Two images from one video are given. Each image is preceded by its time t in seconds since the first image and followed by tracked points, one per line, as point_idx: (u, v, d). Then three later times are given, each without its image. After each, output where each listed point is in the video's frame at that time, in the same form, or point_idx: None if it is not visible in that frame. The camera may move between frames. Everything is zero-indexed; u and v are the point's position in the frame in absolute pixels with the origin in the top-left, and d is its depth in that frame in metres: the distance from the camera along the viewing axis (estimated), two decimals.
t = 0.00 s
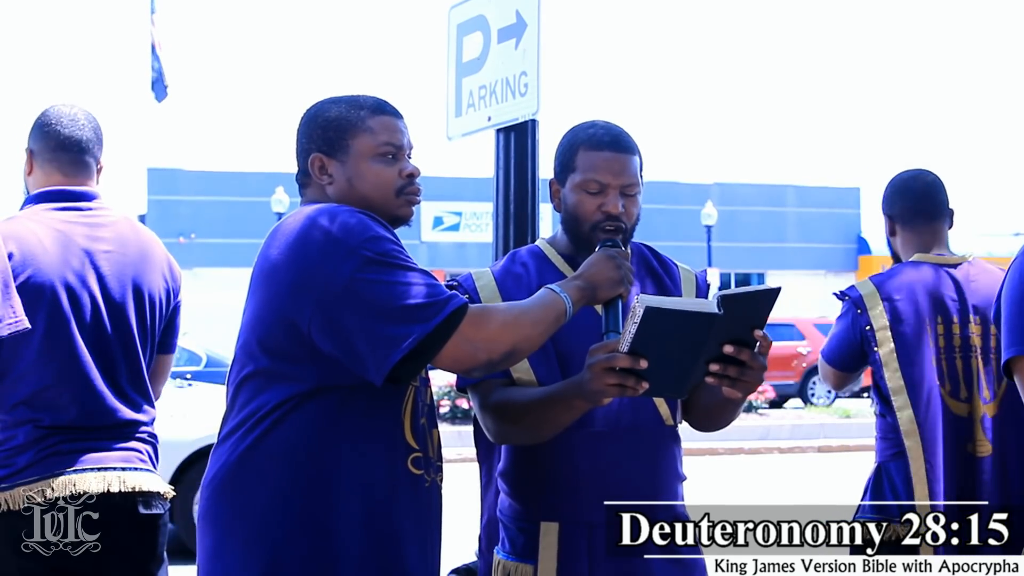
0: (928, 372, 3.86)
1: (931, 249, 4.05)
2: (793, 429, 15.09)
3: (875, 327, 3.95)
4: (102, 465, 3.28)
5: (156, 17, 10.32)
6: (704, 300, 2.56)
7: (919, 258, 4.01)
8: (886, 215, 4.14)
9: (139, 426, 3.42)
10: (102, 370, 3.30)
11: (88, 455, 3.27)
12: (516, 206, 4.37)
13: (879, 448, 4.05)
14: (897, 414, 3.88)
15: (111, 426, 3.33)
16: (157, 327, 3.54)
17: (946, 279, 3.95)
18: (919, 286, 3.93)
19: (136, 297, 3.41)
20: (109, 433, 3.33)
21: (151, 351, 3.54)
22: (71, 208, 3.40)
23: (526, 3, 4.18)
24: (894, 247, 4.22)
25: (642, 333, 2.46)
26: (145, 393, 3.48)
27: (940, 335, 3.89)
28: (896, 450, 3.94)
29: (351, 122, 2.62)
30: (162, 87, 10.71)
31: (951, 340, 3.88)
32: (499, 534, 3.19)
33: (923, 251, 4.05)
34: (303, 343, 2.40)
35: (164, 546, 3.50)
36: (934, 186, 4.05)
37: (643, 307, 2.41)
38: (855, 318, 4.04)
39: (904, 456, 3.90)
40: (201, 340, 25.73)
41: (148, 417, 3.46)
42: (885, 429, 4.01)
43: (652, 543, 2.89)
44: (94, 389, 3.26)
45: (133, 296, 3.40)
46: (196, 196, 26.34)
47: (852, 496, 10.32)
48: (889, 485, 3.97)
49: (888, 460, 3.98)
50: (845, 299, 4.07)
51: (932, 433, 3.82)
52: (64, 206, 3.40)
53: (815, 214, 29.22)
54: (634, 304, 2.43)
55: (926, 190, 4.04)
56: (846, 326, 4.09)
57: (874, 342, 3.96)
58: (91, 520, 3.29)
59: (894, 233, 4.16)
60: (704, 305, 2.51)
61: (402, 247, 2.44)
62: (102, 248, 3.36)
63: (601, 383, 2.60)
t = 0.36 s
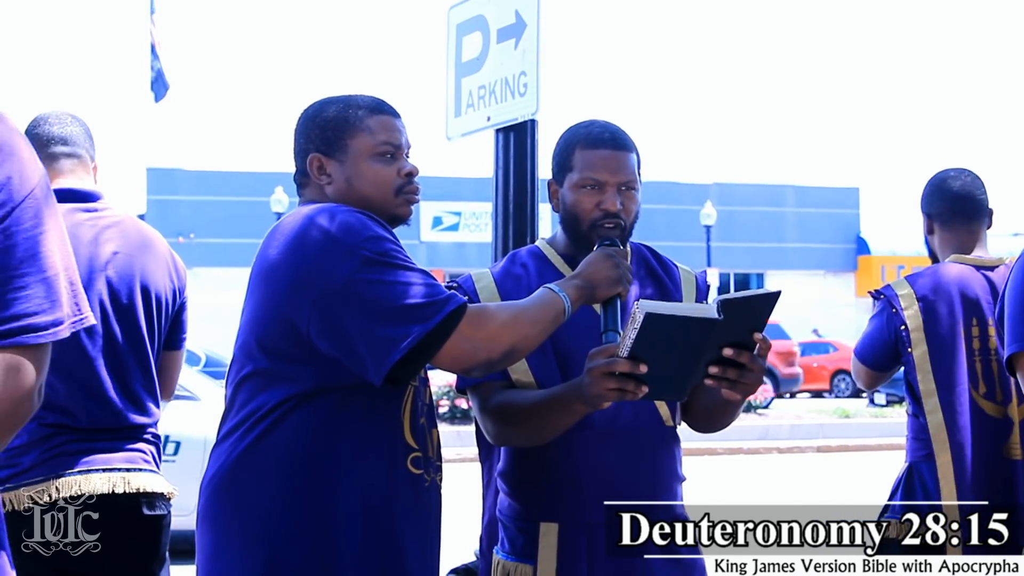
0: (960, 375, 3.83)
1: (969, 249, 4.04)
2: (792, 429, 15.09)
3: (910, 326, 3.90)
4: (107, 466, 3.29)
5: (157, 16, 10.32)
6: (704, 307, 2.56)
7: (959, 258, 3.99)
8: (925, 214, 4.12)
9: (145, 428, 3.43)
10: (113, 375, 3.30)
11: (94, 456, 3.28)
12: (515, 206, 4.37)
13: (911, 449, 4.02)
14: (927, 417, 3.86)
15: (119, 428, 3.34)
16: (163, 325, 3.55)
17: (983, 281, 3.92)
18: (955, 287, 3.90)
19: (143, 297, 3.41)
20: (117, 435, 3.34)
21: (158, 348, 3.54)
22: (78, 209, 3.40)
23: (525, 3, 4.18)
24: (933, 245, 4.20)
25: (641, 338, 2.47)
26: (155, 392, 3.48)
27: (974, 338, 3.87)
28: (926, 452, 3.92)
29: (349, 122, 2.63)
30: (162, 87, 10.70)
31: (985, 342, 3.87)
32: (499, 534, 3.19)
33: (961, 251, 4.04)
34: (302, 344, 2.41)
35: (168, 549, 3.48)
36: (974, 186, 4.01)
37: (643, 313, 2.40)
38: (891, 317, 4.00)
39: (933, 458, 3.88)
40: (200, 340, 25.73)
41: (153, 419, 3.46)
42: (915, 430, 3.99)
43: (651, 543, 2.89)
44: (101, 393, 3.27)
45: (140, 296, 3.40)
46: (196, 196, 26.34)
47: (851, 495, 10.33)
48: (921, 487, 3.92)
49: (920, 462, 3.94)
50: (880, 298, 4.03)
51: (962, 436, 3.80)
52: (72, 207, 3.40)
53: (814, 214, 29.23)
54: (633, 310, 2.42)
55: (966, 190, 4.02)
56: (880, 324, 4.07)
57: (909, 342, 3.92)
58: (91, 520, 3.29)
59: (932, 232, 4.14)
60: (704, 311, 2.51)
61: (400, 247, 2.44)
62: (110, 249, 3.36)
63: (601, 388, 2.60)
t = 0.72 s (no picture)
0: (982, 377, 3.81)
1: (991, 251, 4.06)
2: (792, 430, 15.10)
3: (928, 327, 3.91)
4: (106, 470, 3.29)
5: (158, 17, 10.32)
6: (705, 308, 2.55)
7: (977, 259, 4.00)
8: (947, 214, 4.13)
9: (146, 431, 3.43)
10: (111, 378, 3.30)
11: (109, 459, 3.31)
12: (515, 207, 4.37)
13: (927, 449, 3.99)
14: (946, 417, 3.84)
15: (122, 431, 3.34)
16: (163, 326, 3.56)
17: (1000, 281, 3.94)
18: (973, 286, 3.90)
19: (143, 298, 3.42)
20: (122, 437, 3.35)
21: (157, 349, 3.55)
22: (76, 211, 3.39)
23: (525, 3, 4.18)
24: (952, 246, 4.21)
25: (641, 340, 2.47)
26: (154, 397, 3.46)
27: (992, 339, 3.87)
28: (943, 452, 3.88)
29: (343, 122, 2.63)
30: (161, 87, 10.70)
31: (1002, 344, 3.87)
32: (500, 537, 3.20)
33: (983, 253, 4.06)
34: (300, 344, 2.41)
35: (166, 546, 3.53)
36: (1001, 186, 4.07)
37: (641, 314, 2.40)
38: (908, 318, 4.02)
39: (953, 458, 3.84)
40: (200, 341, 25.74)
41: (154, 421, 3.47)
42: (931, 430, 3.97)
43: (651, 543, 2.89)
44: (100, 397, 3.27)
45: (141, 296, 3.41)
46: (196, 197, 26.34)
47: (851, 496, 10.32)
48: (934, 487, 3.92)
49: (936, 462, 3.92)
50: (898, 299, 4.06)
51: (984, 436, 3.78)
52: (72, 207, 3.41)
53: (814, 215, 29.23)
54: (633, 311, 2.42)
55: (991, 191, 4.04)
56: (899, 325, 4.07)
57: (926, 342, 3.93)
58: (91, 520, 3.29)
59: (953, 232, 4.14)
60: (704, 313, 2.50)
61: (398, 247, 2.44)
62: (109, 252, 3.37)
63: (600, 389, 2.60)
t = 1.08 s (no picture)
0: (989, 377, 3.79)
1: (989, 249, 4.11)
2: (792, 429, 15.09)
3: (930, 328, 3.93)
4: (102, 469, 3.28)
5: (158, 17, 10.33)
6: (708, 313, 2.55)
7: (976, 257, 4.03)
8: (945, 213, 4.18)
9: (145, 429, 3.42)
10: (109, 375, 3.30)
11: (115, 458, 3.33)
12: (515, 206, 4.37)
13: (924, 449, 4.04)
14: (955, 416, 3.81)
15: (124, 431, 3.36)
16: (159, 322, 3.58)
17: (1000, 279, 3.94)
18: (974, 284, 3.91)
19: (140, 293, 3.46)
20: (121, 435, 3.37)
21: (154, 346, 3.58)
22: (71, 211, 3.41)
23: (526, 3, 4.18)
24: (947, 245, 4.24)
25: (644, 344, 2.47)
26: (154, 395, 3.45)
27: (994, 337, 3.87)
28: (943, 452, 3.93)
29: (341, 120, 2.63)
30: (161, 87, 10.71)
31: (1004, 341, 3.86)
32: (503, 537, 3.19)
33: (982, 251, 4.10)
34: (299, 344, 2.41)
35: (164, 544, 3.54)
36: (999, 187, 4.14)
37: (645, 318, 2.40)
38: (908, 317, 4.04)
39: (964, 458, 3.83)
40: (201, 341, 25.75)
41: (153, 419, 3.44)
42: (931, 430, 3.99)
43: (651, 543, 2.88)
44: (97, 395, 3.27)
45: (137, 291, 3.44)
46: (196, 196, 26.35)
47: (851, 496, 10.31)
48: (933, 484, 3.96)
49: (934, 462, 3.97)
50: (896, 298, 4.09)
51: (993, 431, 3.73)
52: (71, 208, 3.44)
53: (815, 215, 29.22)
54: (635, 314, 2.43)
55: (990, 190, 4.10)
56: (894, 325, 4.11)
57: (931, 342, 3.94)
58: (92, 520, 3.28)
59: (952, 230, 4.17)
60: (708, 318, 2.50)
61: (398, 248, 2.44)
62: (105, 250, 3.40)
63: (601, 392, 2.60)
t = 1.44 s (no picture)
0: (972, 379, 3.83)
1: (957, 250, 4.13)
2: (793, 430, 15.09)
3: (908, 331, 3.91)
4: (101, 467, 3.29)
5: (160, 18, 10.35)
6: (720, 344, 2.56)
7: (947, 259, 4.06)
8: (911, 216, 4.21)
9: (143, 429, 3.43)
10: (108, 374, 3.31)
11: (103, 456, 3.31)
12: (516, 207, 4.38)
13: (898, 452, 4.07)
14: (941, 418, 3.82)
15: (123, 430, 3.37)
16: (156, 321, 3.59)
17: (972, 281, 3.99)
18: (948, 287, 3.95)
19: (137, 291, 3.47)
20: (118, 435, 3.36)
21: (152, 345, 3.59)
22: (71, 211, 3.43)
23: (527, 4, 4.19)
24: (913, 247, 4.27)
25: (655, 371, 2.48)
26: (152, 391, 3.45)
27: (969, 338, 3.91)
28: (919, 453, 3.95)
29: (336, 122, 2.63)
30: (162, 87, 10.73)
31: (979, 342, 3.92)
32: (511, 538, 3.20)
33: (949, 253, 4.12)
34: (254, 351, 2.42)
35: (162, 549, 3.52)
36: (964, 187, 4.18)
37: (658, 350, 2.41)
38: (882, 320, 4.02)
39: (947, 456, 3.85)
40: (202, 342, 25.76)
41: (150, 418, 3.45)
42: (904, 434, 4.03)
43: (651, 543, 2.87)
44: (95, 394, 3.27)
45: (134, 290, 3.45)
46: (198, 197, 26.37)
47: (851, 497, 10.31)
48: (909, 487, 3.98)
49: (910, 464, 3.99)
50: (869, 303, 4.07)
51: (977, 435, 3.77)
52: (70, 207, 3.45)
53: (816, 216, 29.22)
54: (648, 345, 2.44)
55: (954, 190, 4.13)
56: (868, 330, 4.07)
57: (909, 346, 3.93)
58: (91, 520, 3.29)
59: (919, 232, 4.20)
60: (720, 350, 2.52)
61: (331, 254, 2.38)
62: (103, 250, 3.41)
63: (610, 411, 2.61)
